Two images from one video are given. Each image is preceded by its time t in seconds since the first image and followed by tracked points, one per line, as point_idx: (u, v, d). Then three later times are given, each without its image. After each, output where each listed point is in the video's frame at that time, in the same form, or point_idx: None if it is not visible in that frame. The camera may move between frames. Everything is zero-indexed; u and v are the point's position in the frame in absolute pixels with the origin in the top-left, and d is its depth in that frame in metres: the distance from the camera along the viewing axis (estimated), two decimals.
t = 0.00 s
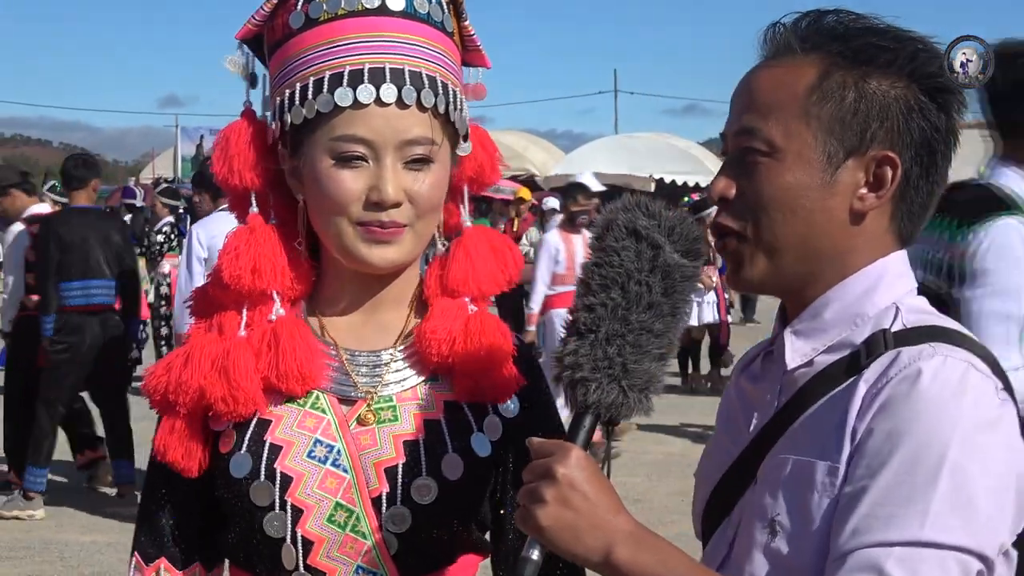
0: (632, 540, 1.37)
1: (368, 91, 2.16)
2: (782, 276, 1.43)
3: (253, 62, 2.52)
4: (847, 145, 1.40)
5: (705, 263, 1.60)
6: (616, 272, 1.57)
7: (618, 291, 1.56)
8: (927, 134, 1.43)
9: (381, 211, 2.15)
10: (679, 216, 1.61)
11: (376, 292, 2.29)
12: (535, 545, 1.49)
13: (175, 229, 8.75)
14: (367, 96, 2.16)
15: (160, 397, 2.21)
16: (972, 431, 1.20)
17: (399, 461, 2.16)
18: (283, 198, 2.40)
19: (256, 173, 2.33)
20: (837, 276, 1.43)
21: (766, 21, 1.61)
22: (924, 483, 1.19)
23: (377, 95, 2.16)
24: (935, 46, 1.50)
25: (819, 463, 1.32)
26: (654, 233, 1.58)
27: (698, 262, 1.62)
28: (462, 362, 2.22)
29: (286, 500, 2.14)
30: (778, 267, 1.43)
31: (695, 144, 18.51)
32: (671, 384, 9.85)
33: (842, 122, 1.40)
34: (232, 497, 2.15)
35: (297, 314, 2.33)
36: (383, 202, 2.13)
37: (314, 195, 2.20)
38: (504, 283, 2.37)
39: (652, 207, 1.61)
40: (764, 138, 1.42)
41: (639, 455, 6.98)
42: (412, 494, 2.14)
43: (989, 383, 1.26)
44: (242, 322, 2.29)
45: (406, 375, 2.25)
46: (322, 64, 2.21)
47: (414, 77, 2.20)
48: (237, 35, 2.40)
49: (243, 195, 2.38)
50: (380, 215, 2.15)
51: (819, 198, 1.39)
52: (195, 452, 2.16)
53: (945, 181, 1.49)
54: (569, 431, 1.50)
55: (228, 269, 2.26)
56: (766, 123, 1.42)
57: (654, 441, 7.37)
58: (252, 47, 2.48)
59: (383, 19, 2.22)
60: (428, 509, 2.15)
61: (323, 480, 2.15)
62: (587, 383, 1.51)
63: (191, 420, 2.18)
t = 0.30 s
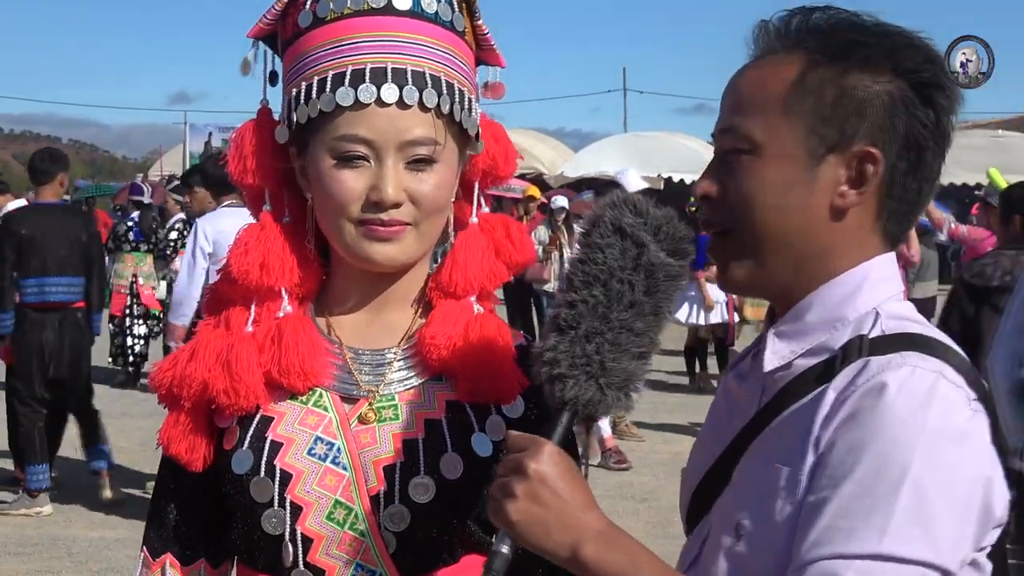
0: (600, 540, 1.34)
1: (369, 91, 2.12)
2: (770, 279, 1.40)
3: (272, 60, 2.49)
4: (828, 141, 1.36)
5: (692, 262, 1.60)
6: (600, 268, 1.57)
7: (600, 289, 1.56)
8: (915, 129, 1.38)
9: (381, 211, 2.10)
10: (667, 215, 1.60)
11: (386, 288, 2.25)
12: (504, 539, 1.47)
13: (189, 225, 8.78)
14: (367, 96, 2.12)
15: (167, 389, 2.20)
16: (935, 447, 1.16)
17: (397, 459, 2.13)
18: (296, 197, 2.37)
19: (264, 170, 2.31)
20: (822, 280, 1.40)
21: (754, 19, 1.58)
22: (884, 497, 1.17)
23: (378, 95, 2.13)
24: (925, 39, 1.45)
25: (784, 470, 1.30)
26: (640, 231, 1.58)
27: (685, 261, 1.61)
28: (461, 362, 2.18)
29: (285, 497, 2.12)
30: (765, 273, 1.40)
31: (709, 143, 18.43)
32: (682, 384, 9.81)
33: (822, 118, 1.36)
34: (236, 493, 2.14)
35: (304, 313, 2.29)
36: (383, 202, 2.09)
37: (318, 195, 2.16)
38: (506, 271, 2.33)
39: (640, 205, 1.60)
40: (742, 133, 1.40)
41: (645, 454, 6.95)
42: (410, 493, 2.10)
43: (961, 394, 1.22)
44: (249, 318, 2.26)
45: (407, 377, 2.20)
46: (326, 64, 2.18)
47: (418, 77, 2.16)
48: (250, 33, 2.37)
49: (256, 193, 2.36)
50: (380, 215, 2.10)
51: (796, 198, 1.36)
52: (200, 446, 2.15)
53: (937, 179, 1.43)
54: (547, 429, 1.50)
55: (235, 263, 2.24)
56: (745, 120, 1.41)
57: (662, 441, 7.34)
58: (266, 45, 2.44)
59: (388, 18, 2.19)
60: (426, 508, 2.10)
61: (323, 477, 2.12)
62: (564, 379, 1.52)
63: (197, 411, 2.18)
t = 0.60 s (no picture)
0: (574, 544, 1.38)
1: (371, 89, 2.11)
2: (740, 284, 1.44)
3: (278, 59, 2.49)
4: (789, 151, 1.36)
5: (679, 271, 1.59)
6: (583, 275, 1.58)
7: (581, 296, 1.57)
8: (882, 131, 1.34)
9: (382, 209, 2.10)
10: (652, 221, 1.59)
11: (388, 287, 2.24)
12: (479, 541, 1.45)
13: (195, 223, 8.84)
14: (370, 94, 2.11)
15: (168, 385, 2.20)
16: (903, 460, 1.15)
17: (399, 458, 2.12)
18: (298, 194, 2.36)
19: (265, 166, 2.29)
20: (808, 283, 1.40)
21: (731, 22, 1.58)
22: (847, 510, 1.15)
23: (380, 93, 2.12)
24: (901, 35, 1.41)
25: (756, 480, 1.29)
26: (624, 239, 1.58)
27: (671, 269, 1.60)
28: (462, 361, 2.16)
29: (288, 495, 2.11)
30: (751, 275, 1.42)
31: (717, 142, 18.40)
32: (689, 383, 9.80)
33: (783, 125, 1.36)
34: (237, 491, 2.13)
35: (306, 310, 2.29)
36: (384, 201, 2.08)
37: (320, 194, 2.16)
38: (504, 265, 2.29)
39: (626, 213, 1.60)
40: (711, 142, 1.42)
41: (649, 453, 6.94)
42: (413, 491, 2.10)
43: (933, 408, 1.20)
44: (252, 315, 2.26)
45: (409, 375, 2.20)
46: (327, 62, 2.17)
47: (420, 75, 2.15)
48: (254, 31, 2.36)
49: (260, 190, 2.37)
50: (381, 213, 2.10)
51: (768, 205, 1.37)
52: (202, 442, 2.14)
53: (918, 179, 1.39)
54: (527, 434, 1.54)
55: (238, 260, 2.23)
56: (718, 130, 1.42)
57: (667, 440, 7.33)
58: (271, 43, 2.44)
59: (391, 17, 2.18)
60: (429, 506, 2.10)
61: (326, 475, 2.12)
62: (543, 385, 1.55)
63: (199, 408, 2.17)
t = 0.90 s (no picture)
0: (565, 551, 1.38)
1: (363, 87, 2.11)
2: (754, 283, 1.40)
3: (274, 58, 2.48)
4: (806, 141, 1.36)
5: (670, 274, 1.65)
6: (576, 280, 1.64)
7: (573, 301, 1.62)
8: (896, 121, 1.37)
9: (374, 208, 2.10)
10: (646, 225, 1.66)
11: (382, 285, 2.24)
12: (469, 550, 1.47)
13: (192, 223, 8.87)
14: (362, 93, 2.10)
15: (162, 384, 2.20)
16: (890, 475, 1.14)
17: (391, 454, 2.11)
18: (292, 192, 2.35)
19: (259, 165, 2.29)
20: (800, 286, 1.39)
21: (724, 19, 1.58)
22: (835, 525, 1.15)
23: (372, 92, 2.11)
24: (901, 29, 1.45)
25: (747, 490, 1.30)
26: (618, 244, 1.63)
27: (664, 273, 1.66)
28: (456, 361, 2.15)
29: (280, 493, 2.11)
30: (752, 275, 1.39)
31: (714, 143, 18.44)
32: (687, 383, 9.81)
33: (802, 116, 1.36)
34: (231, 490, 2.13)
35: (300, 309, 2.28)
36: (377, 199, 2.08)
37: (314, 194, 2.15)
38: (497, 273, 2.28)
39: (620, 217, 1.66)
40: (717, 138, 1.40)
41: (647, 453, 6.94)
42: (405, 488, 2.09)
43: (924, 418, 1.19)
44: (245, 313, 2.25)
45: (403, 372, 2.19)
46: (321, 61, 2.17)
47: (413, 74, 2.14)
48: (248, 30, 2.36)
49: (254, 187, 2.35)
50: (374, 212, 2.10)
51: (781, 197, 1.36)
52: (196, 440, 2.14)
53: (921, 171, 1.43)
54: (519, 439, 1.59)
55: (231, 259, 2.23)
56: (722, 125, 1.39)
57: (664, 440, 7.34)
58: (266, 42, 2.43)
59: (385, 15, 2.17)
60: (423, 502, 2.09)
61: (318, 473, 2.11)
62: (534, 392, 1.59)
63: (192, 405, 2.17)
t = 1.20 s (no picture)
0: (565, 558, 1.38)
1: (355, 85, 2.11)
2: (752, 280, 1.40)
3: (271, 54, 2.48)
4: (804, 138, 1.36)
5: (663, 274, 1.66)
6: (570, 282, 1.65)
7: (568, 302, 1.64)
8: (892, 119, 1.38)
9: (365, 205, 2.10)
10: (637, 224, 1.67)
11: (376, 282, 2.24)
12: (468, 558, 1.50)
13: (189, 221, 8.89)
14: (353, 90, 2.11)
15: (156, 381, 2.20)
16: (898, 471, 1.14)
17: (381, 452, 2.12)
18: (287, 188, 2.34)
19: (254, 162, 2.28)
20: (798, 283, 1.40)
21: (722, 14, 1.58)
22: (846, 521, 1.15)
23: (364, 90, 2.11)
24: (898, 28, 1.45)
25: (752, 489, 1.30)
26: (610, 243, 1.65)
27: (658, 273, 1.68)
28: (451, 358, 2.15)
29: (270, 489, 2.10)
30: (746, 271, 1.40)
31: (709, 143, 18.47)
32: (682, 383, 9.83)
33: (799, 111, 1.36)
34: (223, 485, 2.13)
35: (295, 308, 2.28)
36: (368, 196, 2.08)
37: (307, 191, 2.15)
38: (493, 268, 2.27)
39: (611, 217, 1.68)
40: (716, 134, 1.39)
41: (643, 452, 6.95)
42: (393, 486, 2.10)
43: (930, 412, 1.19)
44: (240, 310, 2.26)
45: (395, 370, 2.19)
46: (315, 58, 2.17)
47: (405, 72, 2.14)
48: (245, 27, 2.36)
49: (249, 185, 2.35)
50: (366, 210, 2.10)
51: (779, 194, 1.36)
52: (189, 436, 2.14)
53: (916, 168, 1.43)
54: (515, 444, 1.58)
55: (225, 257, 2.24)
56: (718, 121, 1.39)
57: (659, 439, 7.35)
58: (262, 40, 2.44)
59: (379, 13, 2.17)
60: (412, 500, 2.10)
61: (308, 470, 2.11)
62: (531, 395, 1.60)
63: (184, 403, 2.17)
